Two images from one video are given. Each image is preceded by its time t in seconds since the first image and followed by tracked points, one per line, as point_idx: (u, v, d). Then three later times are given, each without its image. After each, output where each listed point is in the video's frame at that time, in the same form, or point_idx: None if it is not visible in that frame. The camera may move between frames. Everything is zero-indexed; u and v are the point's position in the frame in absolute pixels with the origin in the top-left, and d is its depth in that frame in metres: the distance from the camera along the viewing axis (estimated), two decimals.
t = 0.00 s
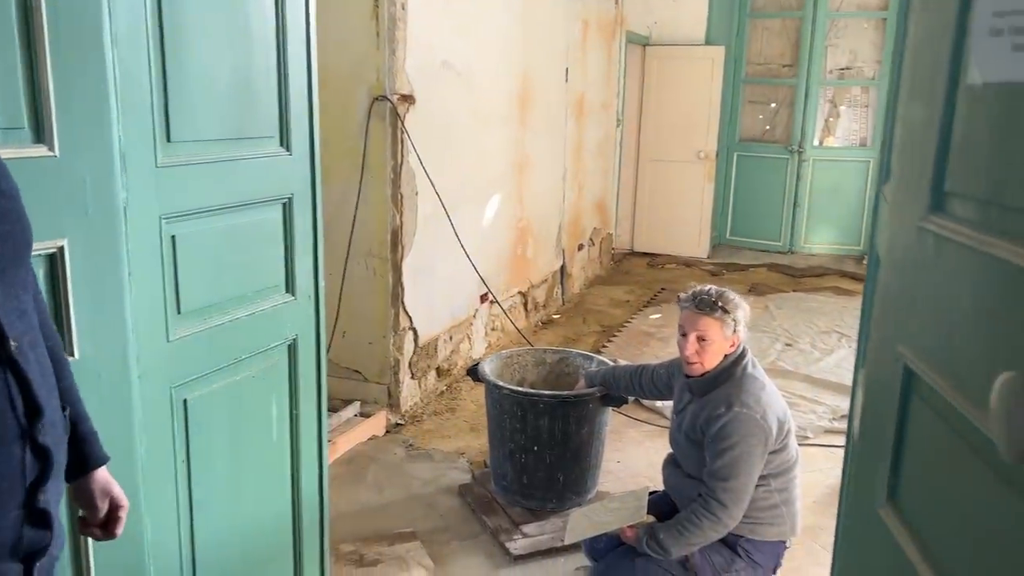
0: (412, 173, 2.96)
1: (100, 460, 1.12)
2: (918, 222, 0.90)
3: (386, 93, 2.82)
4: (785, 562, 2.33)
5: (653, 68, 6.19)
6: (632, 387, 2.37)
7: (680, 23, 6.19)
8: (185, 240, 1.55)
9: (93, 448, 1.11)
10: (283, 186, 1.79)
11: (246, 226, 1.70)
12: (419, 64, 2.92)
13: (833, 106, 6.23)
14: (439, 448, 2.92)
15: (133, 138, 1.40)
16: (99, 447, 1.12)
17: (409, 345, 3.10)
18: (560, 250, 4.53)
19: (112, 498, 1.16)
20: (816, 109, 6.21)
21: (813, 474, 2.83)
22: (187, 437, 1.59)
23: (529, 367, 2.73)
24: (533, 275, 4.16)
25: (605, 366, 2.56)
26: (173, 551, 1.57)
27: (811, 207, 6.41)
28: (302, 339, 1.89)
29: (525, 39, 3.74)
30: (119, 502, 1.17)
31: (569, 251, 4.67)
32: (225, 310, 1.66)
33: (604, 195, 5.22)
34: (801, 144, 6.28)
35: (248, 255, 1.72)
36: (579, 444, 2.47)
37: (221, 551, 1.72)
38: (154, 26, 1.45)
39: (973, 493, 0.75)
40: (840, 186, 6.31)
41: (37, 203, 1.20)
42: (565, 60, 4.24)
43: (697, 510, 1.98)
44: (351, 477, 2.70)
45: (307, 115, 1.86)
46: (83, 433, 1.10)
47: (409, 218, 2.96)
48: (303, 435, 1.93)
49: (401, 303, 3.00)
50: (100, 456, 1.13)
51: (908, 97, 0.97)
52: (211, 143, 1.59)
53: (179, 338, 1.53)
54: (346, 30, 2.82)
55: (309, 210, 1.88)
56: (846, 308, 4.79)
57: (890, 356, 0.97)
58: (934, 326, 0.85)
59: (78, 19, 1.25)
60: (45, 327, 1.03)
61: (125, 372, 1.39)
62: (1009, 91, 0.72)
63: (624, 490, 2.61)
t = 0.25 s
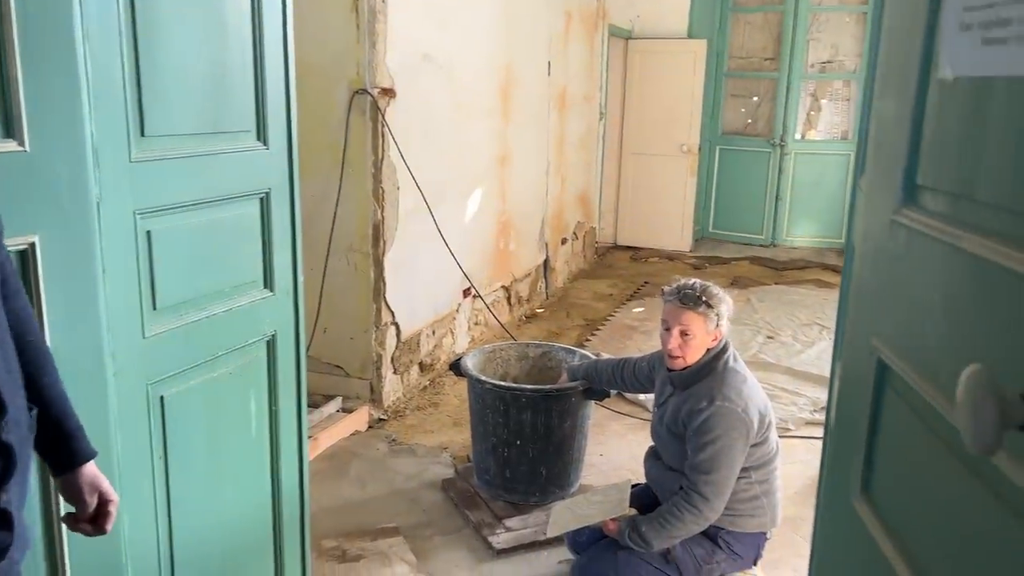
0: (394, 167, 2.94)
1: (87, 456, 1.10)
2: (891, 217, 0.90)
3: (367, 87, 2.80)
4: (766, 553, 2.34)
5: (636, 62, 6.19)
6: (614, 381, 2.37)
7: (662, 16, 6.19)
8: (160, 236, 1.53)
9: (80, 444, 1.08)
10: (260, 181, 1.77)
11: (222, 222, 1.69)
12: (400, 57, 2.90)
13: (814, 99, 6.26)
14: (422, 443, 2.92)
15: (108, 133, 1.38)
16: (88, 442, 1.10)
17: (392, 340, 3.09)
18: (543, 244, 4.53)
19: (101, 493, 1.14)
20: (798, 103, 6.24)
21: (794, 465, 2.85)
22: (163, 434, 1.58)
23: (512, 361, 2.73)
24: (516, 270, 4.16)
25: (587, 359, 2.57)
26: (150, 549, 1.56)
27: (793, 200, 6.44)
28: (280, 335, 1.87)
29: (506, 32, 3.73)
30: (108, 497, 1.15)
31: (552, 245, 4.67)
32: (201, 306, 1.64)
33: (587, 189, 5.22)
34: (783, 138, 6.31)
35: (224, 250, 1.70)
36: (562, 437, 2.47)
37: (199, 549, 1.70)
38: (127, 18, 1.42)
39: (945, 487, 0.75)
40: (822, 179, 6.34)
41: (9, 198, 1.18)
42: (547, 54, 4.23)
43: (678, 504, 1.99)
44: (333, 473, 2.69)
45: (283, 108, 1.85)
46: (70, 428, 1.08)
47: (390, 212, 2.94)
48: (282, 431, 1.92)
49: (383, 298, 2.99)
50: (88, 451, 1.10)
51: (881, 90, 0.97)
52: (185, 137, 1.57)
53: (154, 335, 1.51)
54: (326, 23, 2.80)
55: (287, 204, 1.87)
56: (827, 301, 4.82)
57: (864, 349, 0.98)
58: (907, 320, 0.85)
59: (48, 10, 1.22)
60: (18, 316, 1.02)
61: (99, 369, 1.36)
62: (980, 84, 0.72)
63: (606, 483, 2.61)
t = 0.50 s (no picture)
0: (379, 160, 2.92)
1: (49, 470, 1.06)
2: (871, 207, 0.90)
3: (351, 79, 2.78)
4: (751, 543, 2.36)
5: (622, 54, 6.18)
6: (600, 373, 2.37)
7: (648, 9, 6.18)
8: (139, 229, 1.51)
9: (39, 457, 1.04)
10: (241, 173, 1.76)
11: (203, 215, 1.67)
12: (384, 49, 2.88)
13: (800, 92, 6.28)
14: (408, 437, 2.91)
15: (85, 124, 1.35)
16: (47, 456, 1.06)
17: (377, 334, 3.08)
18: (530, 237, 4.52)
19: (67, 508, 1.09)
20: (783, 95, 6.25)
21: (779, 456, 2.87)
22: (145, 430, 1.56)
23: (498, 354, 2.72)
24: (503, 263, 4.15)
25: (573, 352, 2.57)
26: (133, 547, 1.54)
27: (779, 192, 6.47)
28: (263, 329, 1.86)
29: (492, 24, 3.71)
30: (74, 512, 1.10)
31: (539, 238, 4.67)
32: (182, 300, 1.63)
33: (573, 181, 5.22)
34: (769, 130, 6.32)
35: (205, 244, 1.68)
36: (548, 430, 2.47)
37: (182, 545, 1.69)
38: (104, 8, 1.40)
39: (925, 477, 0.75)
40: (807, 172, 6.37)
41: None
42: (532, 46, 4.21)
43: (664, 494, 1.99)
44: (319, 468, 2.68)
45: (265, 99, 1.83)
46: (27, 443, 1.04)
47: (375, 205, 2.93)
48: (266, 426, 1.91)
49: (368, 292, 2.97)
50: (49, 466, 1.06)
51: (862, 80, 0.96)
52: (165, 129, 1.55)
53: (134, 330, 1.50)
54: (309, 15, 2.77)
55: (269, 197, 1.85)
56: (813, 292, 4.85)
57: (845, 340, 0.98)
58: (887, 311, 0.85)
59: None
60: None
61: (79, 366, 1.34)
62: (959, 74, 0.72)
63: (593, 475, 2.62)
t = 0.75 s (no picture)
0: (366, 152, 2.90)
1: None
2: (860, 198, 0.90)
3: (337, 70, 2.76)
4: (740, 533, 2.37)
5: (611, 46, 6.16)
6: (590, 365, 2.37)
7: None
8: (123, 222, 1.49)
9: None
10: (226, 165, 1.74)
11: (188, 207, 1.65)
12: (371, 40, 2.85)
13: (788, 83, 6.29)
14: (397, 430, 2.90)
15: (66, 115, 1.33)
16: None
17: (366, 326, 3.07)
18: (519, 229, 4.51)
19: None
20: (772, 86, 6.26)
21: (768, 446, 2.88)
22: (131, 425, 1.55)
23: (487, 346, 2.72)
24: (492, 255, 4.14)
25: (562, 344, 2.56)
26: (119, 542, 1.53)
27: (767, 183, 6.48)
28: (250, 322, 1.85)
29: (480, 14, 3.69)
30: None
31: (528, 230, 4.66)
32: (167, 294, 1.61)
33: (562, 173, 5.21)
34: (757, 121, 6.33)
35: (190, 237, 1.67)
36: (538, 422, 2.47)
37: (169, 540, 1.68)
38: None
39: (914, 467, 0.75)
40: (795, 163, 6.38)
41: None
42: (520, 37, 4.19)
43: (652, 484, 1.99)
44: (308, 461, 2.67)
45: (250, 90, 1.81)
46: None
47: (363, 197, 2.91)
48: (254, 419, 1.90)
49: (357, 285, 2.96)
50: None
51: (851, 70, 0.96)
52: (149, 121, 1.53)
53: (119, 323, 1.48)
54: (295, 5, 2.75)
55: (255, 189, 1.84)
56: (801, 283, 4.87)
57: (835, 331, 0.98)
58: (876, 302, 0.85)
59: None
60: None
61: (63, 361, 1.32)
62: (948, 63, 0.72)
63: (582, 466, 2.62)
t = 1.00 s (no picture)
0: (356, 142, 2.88)
1: None
2: (857, 186, 0.89)
3: (327, 58, 2.73)
4: (732, 522, 2.38)
5: (601, 35, 6.14)
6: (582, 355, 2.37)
7: None
8: (111, 212, 1.47)
9: None
10: (216, 155, 1.72)
11: (176, 197, 1.63)
12: (361, 28, 2.83)
13: (779, 72, 6.29)
14: (390, 420, 2.90)
15: (52, 103, 1.30)
16: None
17: (357, 317, 3.06)
18: (510, 219, 4.50)
19: None
20: (762, 75, 6.26)
21: (760, 435, 2.89)
22: (121, 417, 1.53)
23: (479, 337, 2.71)
24: (483, 245, 4.13)
25: (554, 334, 2.56)
26: (111, 536, 1.52)
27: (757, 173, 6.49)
28: (241, 313, 1.83)
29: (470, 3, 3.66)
30: None
31: (519, 220, 4.65)
32: (157, 286, 1.59)
33: (553, 162, 5.19)
34: (747, 110, 6.33)
35: (180, 227, 1.65)
36: (530, 412, 2.47)
37: (162, 533, 1.67)
38: None
39: (912, 457, 0.75)
40: (786, 152, 6.39)
41: None
42: (511, 26, 4.17)
43: (644, 473, 1.99)
44: (300, 452, 2.66)
45: (239, 79, 1.79)
46: None
47: (353, 187, 2.89)
48: (245, 411, 1.89)
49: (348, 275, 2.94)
50: None
51: (847, 58, 0.95)
52: (137, 110, 1.51)
53: (108, 315, 1.46)
54: None
55: (244, 179, 1.82)
56: (792, 272, 4.88)
57: (831, 319, 0.97)
58: (873, 290, 0.84)
59: None
60: None
61: (50, 353, 1.31)
62: (947, 48, 0.71)
63: (575, 456, 2.62)
